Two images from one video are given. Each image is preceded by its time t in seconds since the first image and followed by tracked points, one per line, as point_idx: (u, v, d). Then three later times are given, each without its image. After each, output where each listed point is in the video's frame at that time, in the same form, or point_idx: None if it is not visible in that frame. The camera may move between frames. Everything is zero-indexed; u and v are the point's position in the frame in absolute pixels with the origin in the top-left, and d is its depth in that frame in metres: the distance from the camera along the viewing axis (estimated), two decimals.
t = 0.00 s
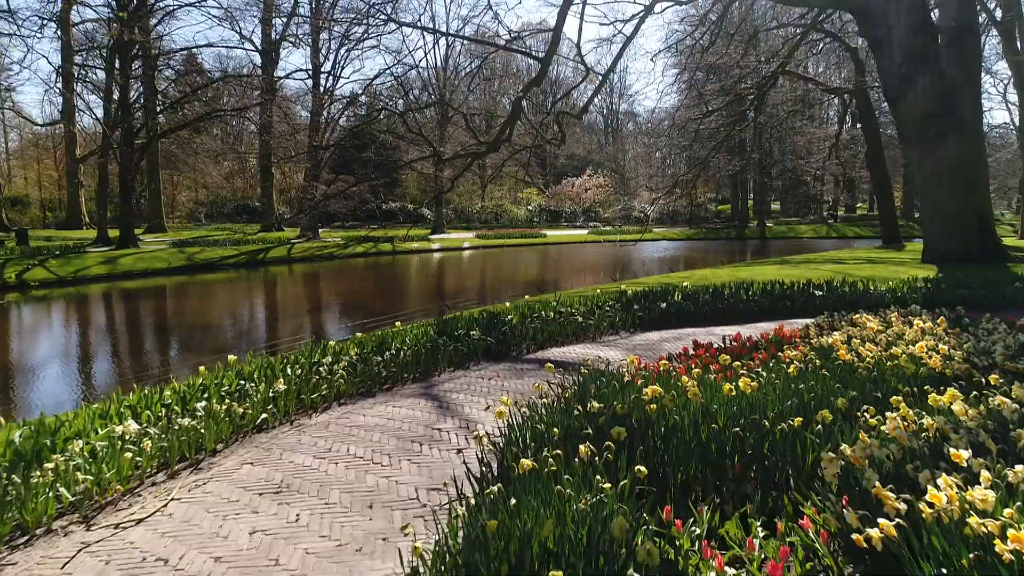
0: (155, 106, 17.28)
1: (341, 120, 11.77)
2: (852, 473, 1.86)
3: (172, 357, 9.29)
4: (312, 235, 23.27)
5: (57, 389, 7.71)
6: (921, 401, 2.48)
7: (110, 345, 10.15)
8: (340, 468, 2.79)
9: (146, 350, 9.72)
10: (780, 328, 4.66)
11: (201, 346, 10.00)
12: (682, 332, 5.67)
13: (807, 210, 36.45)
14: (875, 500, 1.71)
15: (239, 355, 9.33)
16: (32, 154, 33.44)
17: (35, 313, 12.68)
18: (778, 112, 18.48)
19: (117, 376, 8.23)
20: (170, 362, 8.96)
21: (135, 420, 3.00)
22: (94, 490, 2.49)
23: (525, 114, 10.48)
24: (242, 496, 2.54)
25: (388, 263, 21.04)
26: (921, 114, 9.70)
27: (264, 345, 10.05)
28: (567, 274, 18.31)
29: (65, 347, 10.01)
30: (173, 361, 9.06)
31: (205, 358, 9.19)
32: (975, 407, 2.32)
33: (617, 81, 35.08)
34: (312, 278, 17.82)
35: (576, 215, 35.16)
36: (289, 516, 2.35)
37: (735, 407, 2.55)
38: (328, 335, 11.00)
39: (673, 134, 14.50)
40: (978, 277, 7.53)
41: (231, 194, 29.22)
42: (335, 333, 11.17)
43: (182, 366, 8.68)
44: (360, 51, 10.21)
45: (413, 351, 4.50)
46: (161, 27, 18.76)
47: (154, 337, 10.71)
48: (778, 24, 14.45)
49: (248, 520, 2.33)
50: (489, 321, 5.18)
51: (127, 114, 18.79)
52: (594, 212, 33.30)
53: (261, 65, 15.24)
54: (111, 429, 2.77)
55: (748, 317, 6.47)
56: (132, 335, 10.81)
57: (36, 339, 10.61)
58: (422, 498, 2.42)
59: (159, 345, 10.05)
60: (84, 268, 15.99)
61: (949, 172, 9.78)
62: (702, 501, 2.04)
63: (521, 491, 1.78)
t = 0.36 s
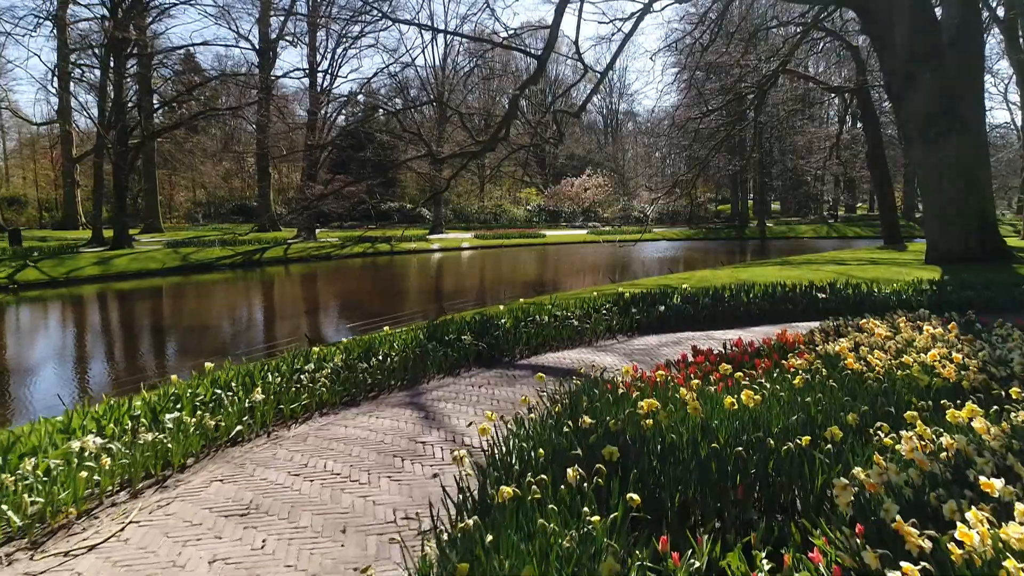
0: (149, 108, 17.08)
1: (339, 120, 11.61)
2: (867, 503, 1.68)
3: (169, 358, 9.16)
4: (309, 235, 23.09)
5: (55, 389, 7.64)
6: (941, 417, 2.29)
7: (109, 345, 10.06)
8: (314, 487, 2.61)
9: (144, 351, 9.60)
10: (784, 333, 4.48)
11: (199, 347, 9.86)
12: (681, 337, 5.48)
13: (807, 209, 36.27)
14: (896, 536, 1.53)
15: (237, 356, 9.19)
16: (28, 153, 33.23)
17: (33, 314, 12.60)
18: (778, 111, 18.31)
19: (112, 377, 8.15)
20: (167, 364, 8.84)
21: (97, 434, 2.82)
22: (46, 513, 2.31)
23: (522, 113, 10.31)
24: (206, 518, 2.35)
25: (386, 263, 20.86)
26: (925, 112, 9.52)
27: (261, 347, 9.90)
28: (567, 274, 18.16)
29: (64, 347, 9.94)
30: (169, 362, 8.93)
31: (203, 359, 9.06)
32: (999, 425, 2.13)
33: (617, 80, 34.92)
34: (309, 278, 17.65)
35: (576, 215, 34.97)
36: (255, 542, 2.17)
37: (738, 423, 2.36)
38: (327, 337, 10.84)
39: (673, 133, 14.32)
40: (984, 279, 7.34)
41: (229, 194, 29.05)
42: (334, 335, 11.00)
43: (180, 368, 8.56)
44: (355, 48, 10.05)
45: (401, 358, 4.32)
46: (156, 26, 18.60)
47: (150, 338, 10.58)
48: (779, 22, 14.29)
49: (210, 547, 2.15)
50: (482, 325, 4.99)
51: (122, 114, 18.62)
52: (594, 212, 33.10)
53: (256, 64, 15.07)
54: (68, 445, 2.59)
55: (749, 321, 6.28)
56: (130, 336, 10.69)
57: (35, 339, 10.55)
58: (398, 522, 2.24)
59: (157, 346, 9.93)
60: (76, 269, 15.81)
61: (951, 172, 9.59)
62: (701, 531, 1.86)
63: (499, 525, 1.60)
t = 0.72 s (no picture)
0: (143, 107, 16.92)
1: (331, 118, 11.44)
2: (874, 541, 1.51)
3: (165, 359, 9.04)
4: (306, 236, 22.93)
5: (50, 391, 7.55)
6: (951, 435, 2.12)
7: (107, 346, 9.95)
8: (278, 508, 2.43)
9: (140, 352, 9.48)
10: (783, 339, 4.30)
11: (195, 349, 9.73)
12: (677, 342, 5.30)
13: (808, 209, 36.12)
14: None
15: (233, 358, 9.06)
16: (24, 153, 33.02)
17: (30, 313, 12.56)
18: (778, 111, 18.15)
19: (106, 379, 8.05)
20: (162, 365, 8.71)
21: (50, 449, 2.66)
22: None
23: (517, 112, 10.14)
24: (156, 544, 2.18)
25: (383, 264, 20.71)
26: (926, 110, 9.35)
27: (258, 348, 9.77)
28: (566, 274, 18.03)
29: (61, 348, 9.85)
30: (165, 364, 8.79)
31: (198, 361, 8.94)
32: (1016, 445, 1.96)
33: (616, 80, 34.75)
34: (304, 279, 17.49)
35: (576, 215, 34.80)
36: (204, 572, 2.00)
37: (731, 442, 2.19)
38: (324, 338, 10.69)
39: (672, 132, 14.14)
40: (989, 281, 7.16)
41: (226, 194, 28.89)
42: (331, 336, 10.86)
43: (176, 368, 8.44)
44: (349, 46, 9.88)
45: (383, 365, 4.14)
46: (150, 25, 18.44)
47: (148, 339, 10.46)
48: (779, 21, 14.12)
49: None
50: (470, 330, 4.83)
51: (116, 113, 18.45)
52: (593, 212, 32.92)
53: (252, 63, 14.93)
54: (12, 465, 2.42)
55: (746, 324, 6.10)
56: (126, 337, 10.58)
57: (33, 339, 10.47)
58: (361, 550, 2.06)
59: (154, 347, 9.81)
60: (67, 270, 15.64)
61: (954, 171, 9.42)
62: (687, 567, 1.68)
63: (459, 566, 1.43)
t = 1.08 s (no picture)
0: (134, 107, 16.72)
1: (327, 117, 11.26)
2: None
3: (160, 360, 8.94)
4: (302, 236, 22.77)
5: (46, 393, 7.45)
6: (956, 451, 1.96)
7: (103, 347, 9.88)
8: (234, 527, 2.27)
9: (136, 353, 9.40)
10: (780, 342, 4.14)
11: (190, 350, 9.63)
12: (670, 345, 5.13)
13: (807, 209, 35.98)
14: None
15: (230, 359, 8.98)
16: (20, 152, 32.82)
17: (28, 313, 12.51)
18: (778, 110, 18.00)
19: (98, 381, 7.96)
20: (157, 366, 8.63)
21: None
22: None
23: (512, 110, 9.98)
24: (97, 569, 2.02)
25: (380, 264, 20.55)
26: (928, 108, 9.19)
27: (254, 349, 9.67)
28: (565, 274, 17.91)
29: (57, 349, 9.77)
30: (160, 365, 8.70)
31: (194, 362, 8.85)
32: None
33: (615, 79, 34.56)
34: (300, 279, 17.34)
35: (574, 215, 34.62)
36: None
37: (719, 458, 2.02)
38: (321, 338, 10.58)
39: (670, 131, 13.97)
40: (992, 282, 7.00)
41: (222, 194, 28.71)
42: (328, 336, 10.75)
43: (171, 369, 8.36)
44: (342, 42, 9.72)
45: (362, 370, 3.98)
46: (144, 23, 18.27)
47: (144, 338, 10.38)
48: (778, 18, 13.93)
49: None
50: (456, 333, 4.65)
51: (109, 112, 18.28)
52: (592, 212, 32.73)
53: (246, 61, 14.77)
54: None
55: (743, 327, 5.93)
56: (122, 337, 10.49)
57: (30, 339, 10.40)
58: None
59: (149, 348, 9.72)
60: (59, 271, 15.48)
61: (955, 169, 9.26)
62: None
63: None
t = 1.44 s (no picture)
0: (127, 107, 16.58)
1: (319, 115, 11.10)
2: None
3: (156, 361, 8.84)
4: (298, 236, 22.59)
5: (43, 395, 7.36)
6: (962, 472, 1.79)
7: (98, 347, 9.79)
8: (181, 550, 2.10)
9: (130, 354, 9.28)
10: (775, 346, 3.97)
11: (186, 350, 9.52)
12: (663, 348, 4.97)
13: (807, 209, 35.82)
14: None
15: (226, 360, 8.87)
16: (16, 152, 32.65)
17: (25, 313, 12.47)
18: (777, 108, 17.83)
19: (92, 383, 7.86)
20: (153, 367, 8.53)
21: None
22: None
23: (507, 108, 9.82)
24: None
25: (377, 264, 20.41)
26: (929, 105, 9.02)
27: (250, 349, 9.55)
28: (564, 274, 17.77)
29: (52, 350, 9.67)
30: (156, 365, 8.60)
31: (191, 362, 8.75)
32: None
33: (614, 78, 34.38)
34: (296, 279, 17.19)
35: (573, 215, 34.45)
36: None
37: (703, 479, 1.86)
38: (318, 339, 10.47)
39: (667, 130, 13.81)
40: (994, 283, 6.85)
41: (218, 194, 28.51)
42: (325, 337, 10.62)
43: (167, 370, 8.27)
44: (334, 40, 9.57)
45: (338, 376, 3.82)
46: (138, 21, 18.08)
47: (140, 339, 10.28)
48: (777, 17, 13.77)
49: None
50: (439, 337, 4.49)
51: (102, 112, 18.12)
52: (591, 212, 32.58)
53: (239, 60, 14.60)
54: None
55: (739, 330, 5.77)
56: (117, 338, 10.39)
57: (25, 340, 10.31)
58: None
59: (145, 348, 9.62)
60: (50, 271, 15.31)
61: (956, 168, 9.10)
62: None
63: None
